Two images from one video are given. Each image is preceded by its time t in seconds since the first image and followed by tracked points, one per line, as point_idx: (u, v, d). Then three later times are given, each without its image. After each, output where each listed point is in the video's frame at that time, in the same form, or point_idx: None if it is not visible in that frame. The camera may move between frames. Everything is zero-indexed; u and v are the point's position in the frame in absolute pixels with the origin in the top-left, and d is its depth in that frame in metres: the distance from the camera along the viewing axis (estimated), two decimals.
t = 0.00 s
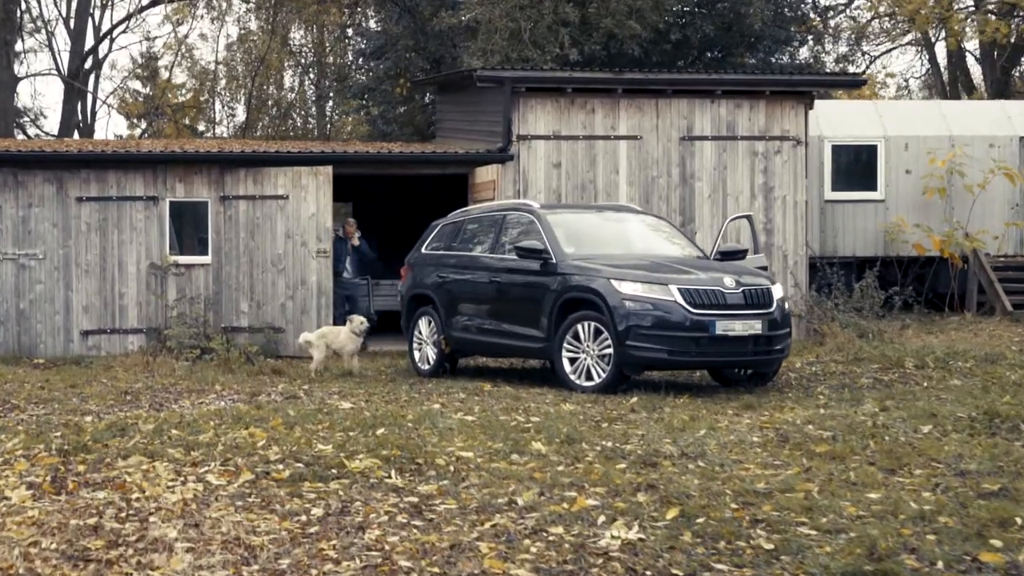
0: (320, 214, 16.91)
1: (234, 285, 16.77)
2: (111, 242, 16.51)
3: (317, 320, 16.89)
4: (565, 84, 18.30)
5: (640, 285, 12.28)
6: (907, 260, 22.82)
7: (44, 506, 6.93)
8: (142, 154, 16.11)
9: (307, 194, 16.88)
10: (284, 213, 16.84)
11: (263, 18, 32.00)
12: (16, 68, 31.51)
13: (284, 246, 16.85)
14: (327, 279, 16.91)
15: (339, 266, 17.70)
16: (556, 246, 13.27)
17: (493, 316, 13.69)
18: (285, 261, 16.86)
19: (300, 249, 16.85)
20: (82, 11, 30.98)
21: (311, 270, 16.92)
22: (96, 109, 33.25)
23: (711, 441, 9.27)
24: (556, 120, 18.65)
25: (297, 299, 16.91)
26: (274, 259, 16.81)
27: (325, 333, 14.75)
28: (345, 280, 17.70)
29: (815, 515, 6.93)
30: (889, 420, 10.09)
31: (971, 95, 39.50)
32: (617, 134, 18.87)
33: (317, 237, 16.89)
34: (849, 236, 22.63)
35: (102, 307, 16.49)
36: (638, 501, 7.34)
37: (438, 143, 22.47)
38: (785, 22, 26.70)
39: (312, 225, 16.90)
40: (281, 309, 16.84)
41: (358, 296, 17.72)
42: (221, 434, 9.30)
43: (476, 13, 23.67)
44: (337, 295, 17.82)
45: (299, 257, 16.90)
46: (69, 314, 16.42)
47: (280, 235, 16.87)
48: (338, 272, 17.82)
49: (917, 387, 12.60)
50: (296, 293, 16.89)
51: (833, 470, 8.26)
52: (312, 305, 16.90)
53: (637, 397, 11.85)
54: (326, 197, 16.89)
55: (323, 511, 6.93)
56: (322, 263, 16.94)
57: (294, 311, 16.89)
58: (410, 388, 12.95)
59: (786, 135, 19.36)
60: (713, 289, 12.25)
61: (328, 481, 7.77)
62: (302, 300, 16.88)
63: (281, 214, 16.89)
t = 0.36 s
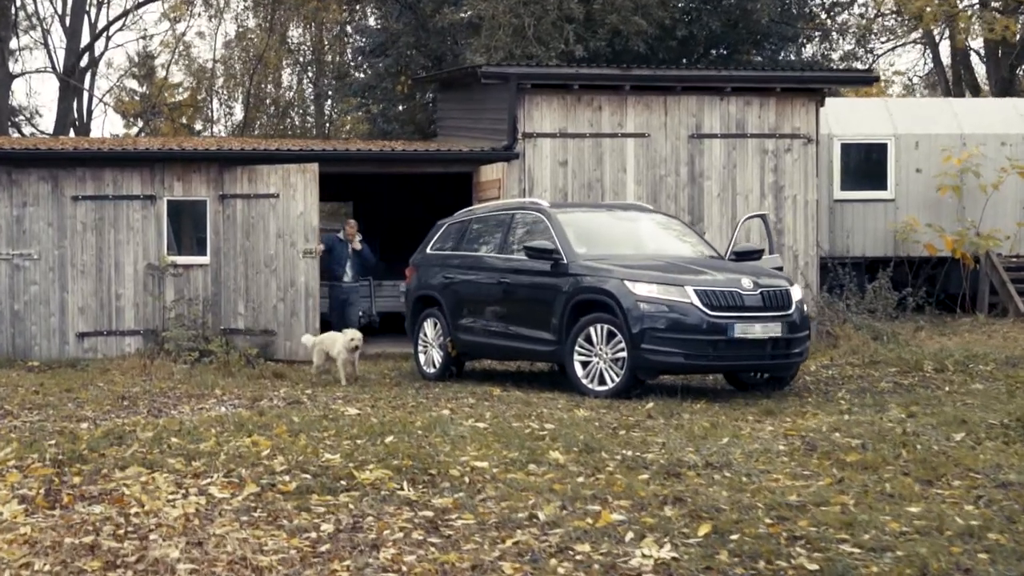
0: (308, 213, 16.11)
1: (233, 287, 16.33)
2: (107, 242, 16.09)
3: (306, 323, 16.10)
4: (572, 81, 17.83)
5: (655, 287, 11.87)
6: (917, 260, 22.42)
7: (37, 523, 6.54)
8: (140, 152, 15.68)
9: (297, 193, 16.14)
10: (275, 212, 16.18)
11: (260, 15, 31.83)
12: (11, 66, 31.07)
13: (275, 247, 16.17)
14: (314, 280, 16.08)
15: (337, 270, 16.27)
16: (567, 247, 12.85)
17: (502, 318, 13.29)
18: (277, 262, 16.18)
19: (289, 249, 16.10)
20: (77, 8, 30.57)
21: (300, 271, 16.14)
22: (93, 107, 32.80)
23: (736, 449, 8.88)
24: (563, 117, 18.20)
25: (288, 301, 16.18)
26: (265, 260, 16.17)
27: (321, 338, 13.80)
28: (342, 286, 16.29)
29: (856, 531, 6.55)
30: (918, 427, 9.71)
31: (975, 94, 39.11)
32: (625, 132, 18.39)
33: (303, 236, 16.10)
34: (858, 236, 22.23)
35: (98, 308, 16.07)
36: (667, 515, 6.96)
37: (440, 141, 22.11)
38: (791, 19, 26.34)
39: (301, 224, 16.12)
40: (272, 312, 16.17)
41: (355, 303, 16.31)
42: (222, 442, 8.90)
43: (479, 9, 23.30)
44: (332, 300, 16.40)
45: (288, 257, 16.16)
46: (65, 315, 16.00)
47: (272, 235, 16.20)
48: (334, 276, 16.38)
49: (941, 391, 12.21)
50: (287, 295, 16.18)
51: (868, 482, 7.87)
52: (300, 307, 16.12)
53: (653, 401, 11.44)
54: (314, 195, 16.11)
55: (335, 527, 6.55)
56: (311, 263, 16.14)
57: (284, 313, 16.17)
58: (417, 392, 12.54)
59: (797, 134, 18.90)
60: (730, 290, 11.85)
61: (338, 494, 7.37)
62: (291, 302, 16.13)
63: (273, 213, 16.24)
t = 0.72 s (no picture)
0: (297, 214, 15.24)
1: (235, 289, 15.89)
2: (106, 243, 15.70)
3: (294, 327, 15.17)
4: (580, 79, 17.41)
5: (674, 290, 11.48)
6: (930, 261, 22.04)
7: (35, 543, 6.16)
8: (139, 151, 15.29)
9: (287, 193, 15.33)
10: (268, 213, 15.47)
11: (259, 15, 30.75)
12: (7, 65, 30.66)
13: (267, 248, 15.42)
14: (300, 283, 15.18)
15: (341, 273, 15.27)
16: (581, 249, 12.46)
17: (514, 322, 12.91)
18: (269, 265, 15.41)
19: (279, 250, 15.27)
20: (75, 6, 30.17)
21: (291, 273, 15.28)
22: (90, 107, 32.37)
23: (767, 460, 8.50)
24: (570, 116, 17.77)
25: (279, 305, 15.35)
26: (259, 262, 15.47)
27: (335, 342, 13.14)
28: (346, 289, 15.32)
29: (905, 551, 6.18)
30: (952, 436, 9.33)
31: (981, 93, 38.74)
32: (634, 131, 17.94)
33: (290, 238, 15.24)
34: (869, 236, 21.84)
35: (97, 311, 15.67)
36: (702, 532, 6.59)
37: (445, 141, 21.84)
38: (800, 17, 25.97)
39: (291, 226, 15.27)
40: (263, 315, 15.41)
41: (357, 307, 15.41)
42: (228, 453, 8.51)
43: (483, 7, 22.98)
44: (332, 304, 15.36)
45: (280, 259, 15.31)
46: (63, 318, 15.61)
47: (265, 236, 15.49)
48: (333, 279, 15.36)
49: (968, 398, 11.84)
50: (278, 298, 15.34)
51: (909, 496, 7.49)
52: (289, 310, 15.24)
53: (672, 408, 11.06)
54: (302, 195, 15.26)
55: (351, 548, 6.17)
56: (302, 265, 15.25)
57: (274, 316, 15.34)
58: (426, 399, 12.15)
59: (810, 133, 18.41)
60: (751, 293, 11.47)
61: (352, 510, 6.99)
62: (281, 305, 15.29)
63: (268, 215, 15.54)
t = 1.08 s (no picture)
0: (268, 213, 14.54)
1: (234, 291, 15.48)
2: (103, 244, 15.31)
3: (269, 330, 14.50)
4: (587, 75, 16.92)
5: (691, 293, 11.11)
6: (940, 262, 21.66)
7: (31, 565, 5.79)
8: (135, 150, 14.89)
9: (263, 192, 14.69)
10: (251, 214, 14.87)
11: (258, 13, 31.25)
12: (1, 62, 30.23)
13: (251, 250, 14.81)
14: (269, 285, 14.43)
15: (330, 278, 14.63)
16: (595, 250, 12.05)
17: (524, 325, 12.52)
18: (253, 267, 14.78)
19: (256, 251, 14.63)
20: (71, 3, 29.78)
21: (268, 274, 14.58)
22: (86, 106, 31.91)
23: (796, 470, 8.11)
24: (577, 113, 17.24)
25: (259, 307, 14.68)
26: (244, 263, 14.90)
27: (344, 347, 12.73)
28: (338, 294, 14.69)
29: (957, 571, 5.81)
30: (986, 444, 8.95)
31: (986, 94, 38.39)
32: (642, 129, 17.44)
33: (263, 239, 14.53)
34: (879, 236, 21.47)
35: (94, 313, 15.28)
36: (737, 551, 6.22)
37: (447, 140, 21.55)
38: (807, 15, 25.45)
39: (263, 225, 14.57)
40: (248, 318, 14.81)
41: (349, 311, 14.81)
42: (233, 464, 8.12)
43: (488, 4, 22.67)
44: (324, 311, 14.70)
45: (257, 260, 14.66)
46: (59, 320, 15.21)
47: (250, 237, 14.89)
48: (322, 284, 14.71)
49: (994, 403, 11.47)
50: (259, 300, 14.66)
51: (951, 510, 7.11)
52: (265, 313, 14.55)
53: (690, 414, 10.68)
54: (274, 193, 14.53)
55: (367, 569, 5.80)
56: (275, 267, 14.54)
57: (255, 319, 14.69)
58: (435, 404, 11.74)
59: (821, 131, 17.96)
60: (771, 295, 11.10)
61: (366, 527, 6.61)
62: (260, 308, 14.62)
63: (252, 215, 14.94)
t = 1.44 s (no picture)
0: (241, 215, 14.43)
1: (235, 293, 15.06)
2: (100, 245, 14.92)
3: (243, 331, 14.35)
4: (595, 73, 16.47)
5: (710, 296, 10.74)
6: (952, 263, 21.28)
7: None
8: (133, 149, 14.51)
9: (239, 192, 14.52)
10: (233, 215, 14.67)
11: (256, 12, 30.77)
12: None
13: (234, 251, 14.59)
14: (243, 289, 14.30)
15: (309, 278, 14.10)
16: (608, 253, 11.67)
17: (535, 329, 12.15)
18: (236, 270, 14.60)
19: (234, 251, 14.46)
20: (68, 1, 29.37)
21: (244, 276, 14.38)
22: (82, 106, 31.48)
23: (831, 483, 7.74)
24: (585, 112, 16.80)
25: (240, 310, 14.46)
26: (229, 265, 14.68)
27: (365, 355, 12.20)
28: (318, 294, 14.14)
29: None
30: None
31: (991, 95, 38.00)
32: (651, 128, 17.01)
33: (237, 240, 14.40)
34: (889, 237, 21.08)
35: (91, 316, 14.89)
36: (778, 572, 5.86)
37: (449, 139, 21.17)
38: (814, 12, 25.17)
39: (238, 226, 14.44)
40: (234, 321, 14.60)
41: (332, 309, 14.26)
42: (239, 476, 7.74)
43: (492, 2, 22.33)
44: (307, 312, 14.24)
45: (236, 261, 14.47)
46: (55, 324, 14.83)
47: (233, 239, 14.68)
48: (303, 284, 14.21)
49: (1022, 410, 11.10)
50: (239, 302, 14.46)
51: (998, 527, 6.75)
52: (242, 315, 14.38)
53: (711, 422, 10.31)
54: (246, 195, 14.41)
55: None
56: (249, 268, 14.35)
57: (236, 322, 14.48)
58: (445, 411, 11.37)
59: (833, 130, 17.49)
60: (793, 299, 10.72)
61: (383, 546, 6.24)
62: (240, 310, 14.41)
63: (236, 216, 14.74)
